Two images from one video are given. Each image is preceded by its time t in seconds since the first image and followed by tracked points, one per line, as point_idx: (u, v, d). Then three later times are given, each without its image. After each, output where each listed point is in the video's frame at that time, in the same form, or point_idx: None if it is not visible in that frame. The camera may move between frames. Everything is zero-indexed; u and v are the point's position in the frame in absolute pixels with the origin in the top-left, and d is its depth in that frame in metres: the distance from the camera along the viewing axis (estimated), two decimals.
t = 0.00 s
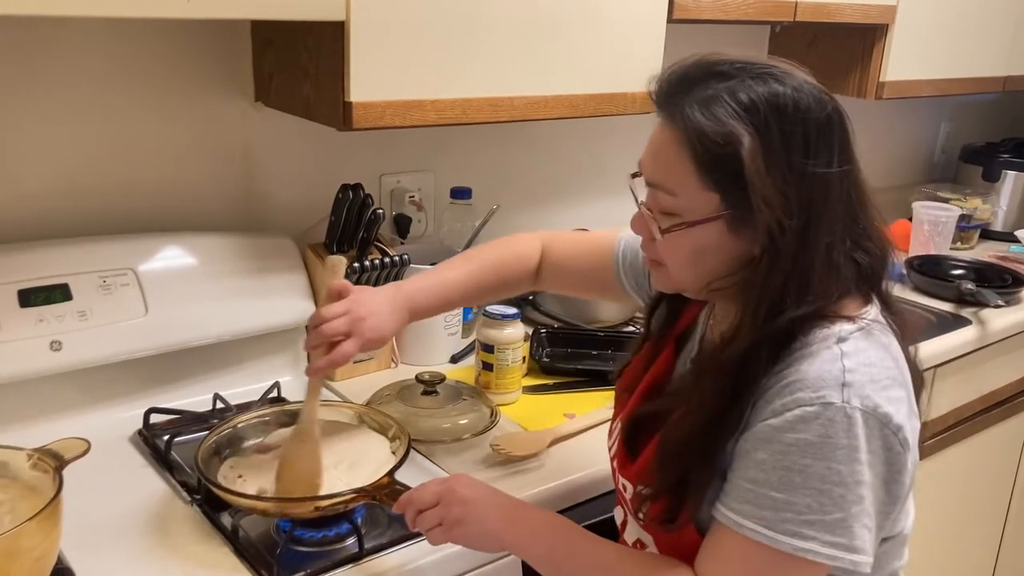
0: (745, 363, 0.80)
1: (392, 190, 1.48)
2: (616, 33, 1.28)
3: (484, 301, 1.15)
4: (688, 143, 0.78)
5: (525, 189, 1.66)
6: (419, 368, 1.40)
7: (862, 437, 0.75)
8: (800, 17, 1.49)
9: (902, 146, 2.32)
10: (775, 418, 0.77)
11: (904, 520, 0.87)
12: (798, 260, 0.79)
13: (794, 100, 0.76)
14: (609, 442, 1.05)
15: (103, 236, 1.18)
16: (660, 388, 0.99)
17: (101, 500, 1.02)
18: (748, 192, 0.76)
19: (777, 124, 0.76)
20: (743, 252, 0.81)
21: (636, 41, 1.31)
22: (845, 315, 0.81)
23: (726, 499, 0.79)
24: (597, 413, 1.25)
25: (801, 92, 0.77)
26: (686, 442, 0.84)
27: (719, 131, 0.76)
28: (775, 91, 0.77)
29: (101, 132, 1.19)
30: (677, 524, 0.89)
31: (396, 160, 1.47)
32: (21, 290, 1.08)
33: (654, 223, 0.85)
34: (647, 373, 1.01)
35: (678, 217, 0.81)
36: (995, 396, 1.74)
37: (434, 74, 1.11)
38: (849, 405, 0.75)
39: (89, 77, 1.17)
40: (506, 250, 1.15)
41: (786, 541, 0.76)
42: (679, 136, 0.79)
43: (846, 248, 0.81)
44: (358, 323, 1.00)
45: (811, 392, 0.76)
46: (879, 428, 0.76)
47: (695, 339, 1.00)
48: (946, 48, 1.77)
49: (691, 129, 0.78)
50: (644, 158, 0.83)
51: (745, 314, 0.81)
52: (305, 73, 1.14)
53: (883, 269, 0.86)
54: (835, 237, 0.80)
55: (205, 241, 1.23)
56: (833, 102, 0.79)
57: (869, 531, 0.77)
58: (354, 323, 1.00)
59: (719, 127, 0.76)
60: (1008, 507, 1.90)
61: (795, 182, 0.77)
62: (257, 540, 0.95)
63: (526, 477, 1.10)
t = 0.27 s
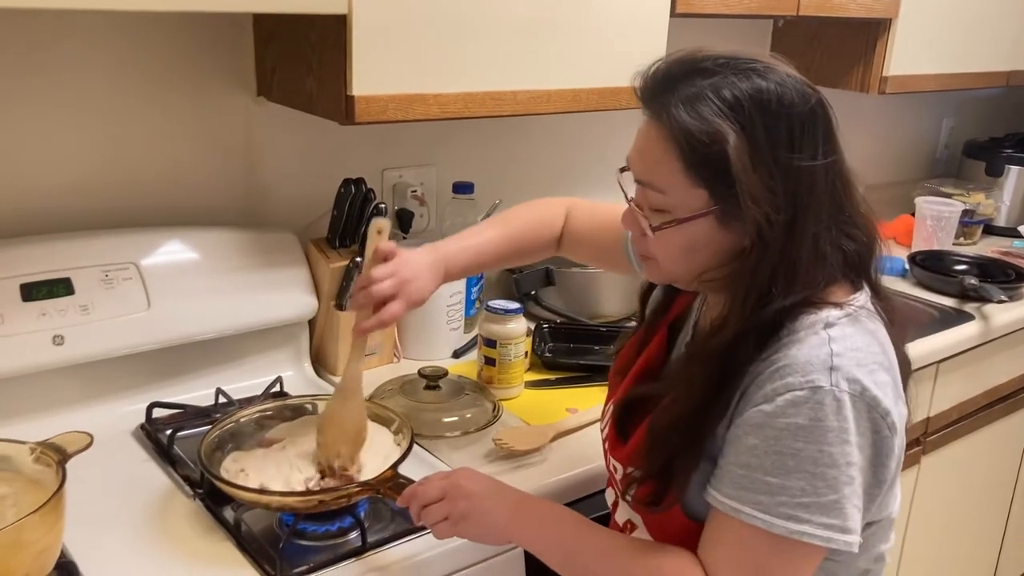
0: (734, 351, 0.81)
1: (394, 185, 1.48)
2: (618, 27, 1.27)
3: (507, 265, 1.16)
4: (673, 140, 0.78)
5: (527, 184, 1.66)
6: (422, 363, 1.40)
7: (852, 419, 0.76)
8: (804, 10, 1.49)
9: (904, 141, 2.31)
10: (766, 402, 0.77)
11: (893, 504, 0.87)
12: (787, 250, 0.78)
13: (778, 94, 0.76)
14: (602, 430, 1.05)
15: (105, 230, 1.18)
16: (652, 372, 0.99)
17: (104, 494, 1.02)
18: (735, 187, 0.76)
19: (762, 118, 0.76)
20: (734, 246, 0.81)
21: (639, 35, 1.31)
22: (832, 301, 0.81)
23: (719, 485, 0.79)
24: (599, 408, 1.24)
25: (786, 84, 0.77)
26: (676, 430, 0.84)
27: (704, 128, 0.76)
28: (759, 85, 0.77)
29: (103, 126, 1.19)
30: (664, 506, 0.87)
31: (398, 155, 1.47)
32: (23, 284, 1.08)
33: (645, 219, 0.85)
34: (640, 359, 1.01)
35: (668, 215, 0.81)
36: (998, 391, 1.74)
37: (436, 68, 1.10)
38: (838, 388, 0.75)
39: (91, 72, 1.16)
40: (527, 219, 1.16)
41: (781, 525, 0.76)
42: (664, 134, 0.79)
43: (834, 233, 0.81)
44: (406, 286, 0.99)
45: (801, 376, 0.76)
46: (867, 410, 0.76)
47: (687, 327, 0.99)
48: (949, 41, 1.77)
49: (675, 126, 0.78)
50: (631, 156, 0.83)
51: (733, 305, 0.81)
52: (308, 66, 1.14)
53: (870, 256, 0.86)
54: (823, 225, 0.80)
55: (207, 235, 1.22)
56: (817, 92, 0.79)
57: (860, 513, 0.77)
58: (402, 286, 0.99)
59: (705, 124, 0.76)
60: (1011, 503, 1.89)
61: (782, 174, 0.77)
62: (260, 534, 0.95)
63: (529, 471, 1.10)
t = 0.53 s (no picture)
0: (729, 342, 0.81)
1: (396, 181, 1.47)
2: (621, 22, 1.27)
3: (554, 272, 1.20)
4: (669, 137, 0.78)
5: (529, 180, 1.66)
6: (424, 359, 1.39)
7: (846, 408, 0.75)
8: (806, 6, 1.48)
9: (907, 137, 2.31)
10: (761, 392, 0.77)
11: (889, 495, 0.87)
12: (784, 242, 0.78)
13: (772, 89, 0.76)
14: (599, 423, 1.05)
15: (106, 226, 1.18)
16: (649, 365, 0.99)
17: (106, 489, 1.02)
18: (733, 183, 0.76)
19: (757, 113, 0.76)
20: (733, 241, 0.80)
21: (641, 30, 1.30)
22: (827, 291, 0.81)
23: (714, 475, 0.79)
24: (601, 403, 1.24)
25: (779, 78, 0.77)
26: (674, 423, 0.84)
27: (700, 125, 0.76)
28: (753, 80, 0.77)
29: (105, 121, 1.19)
30: (663, 497, 0.88)
31: (400, 151, 1.47)
32: (25, 280, 1.08)
33: (642, 216, 0.84)
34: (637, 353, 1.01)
35: (667, 212, 0.81)
36: (1000, 387, 1.73)
37: (438, 62, 1.10)
38: (833, 377, 0.75)
39: (92, 67, 1.16)
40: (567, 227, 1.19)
41: (777, 515, 0.76)
42: (660, 131, 0.79)
43: (828, 223, 0.81)
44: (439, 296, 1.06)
45: (795, 365, 0.76)
46: (862, 399, 0.76)
47: (685, 322, 0.99)
48: (952, 36, 1.76)
49: (670, 124, 0.77)
50: (627, 154, 0.83)
51: (730, 299, 0.81)
52: (309, 61, 1.14)
53: (864, 247, 0.86)
54: (817, 216, 0.80)
55: (209, 230, 1.22)
56: (810, 86, 0.79)
57: (855, 502, 0.77)
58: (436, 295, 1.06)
59: (701, 121, 0.76)
60: (1013, 499, 1.89)
61: (778, 169, 0.77)
62: (262, 530, 0.95)
63: (531, 466, 1.10)
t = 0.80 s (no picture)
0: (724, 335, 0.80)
1: (396, 177, 1.47)
2: (621, 18, 1.27)
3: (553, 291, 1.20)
4: (662, 132, 0.78)
5: (530, 176, 1.65)
6: (424, 356, 1.39)
7: (842, 402, 0.75)
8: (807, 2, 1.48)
9: (909, 133, 2.30)
10: (757, 386, 0.77)
11: (888, 490, 0.87)
12: (779, 234, 0.78)
13: (765, 82, 0.76)
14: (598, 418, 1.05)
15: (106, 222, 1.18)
16: (646, 361, 0.99)
17: (106, 485, 1.02)
18: (728, 177, 0.76)
19: (750, 107, 0.76)
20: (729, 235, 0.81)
21: (641, 26, 1.30)
22: (823, 285, 0.81)
23: (711, 470, 0.79)
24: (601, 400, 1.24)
25: (772, 71, 0.77)
26: (670, 418, 0.84)
27: (693, 119, 0.76)
28: (745, 74, 0.76)
29: (104, 117, 1.19)
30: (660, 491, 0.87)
31: (400, 147, 1.46)
32: (25, 277, 1.08)
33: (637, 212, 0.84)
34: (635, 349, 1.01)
35: (662, 208, 0.81)
36: (1002, 384, 1.73)
37: (438, 59, 1.10)
38: (828, 370, 0.75)
39: (91, 63, 1.16)
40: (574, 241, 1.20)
41: (774, 509, 0.75)
42: (653, 127, 0.78)
43: (822, 215, 0.81)
44: (449, 286, 1.10)
45: (791, 358, 0.76)
46: (859, 392, 0.76)
47: (682, 317, 0.99)
48: (954, 32, 1.76)
49: (663, 119, 0.77)
50: (620, 150, 0.82)
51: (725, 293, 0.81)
52: (308, 58, 1.13)
53: (860, 240, 0.86)
54: (811, 208, 0.80)
55: (209, 227, 1.22)
56: (802, 78, 0.78)
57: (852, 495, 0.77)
58: (448, 287, 1.09)
59: (694, 115, 0.76)
60: (1014, 497, 1.89)
61: (772, 162, 0.77)
62: (261, 527, 0.95)
63: (530, 463, 1.10)
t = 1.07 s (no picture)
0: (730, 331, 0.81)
1: (397, 175, 1.47)
2: (622, 16, 1.27)
3: (548, 314, 1.18)
4: (674, 126, 0.78)
5: (531, 174, 1.65)
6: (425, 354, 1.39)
7: (846, 400, 0.75)
8: (808, 1, 1.48)
9: (910, 131, 2.30)
10: (761, 383, 0.77)
11: (890, 491, 0.87)
12: (786, 231, 0.78)
13: (777, 79, 0.76)
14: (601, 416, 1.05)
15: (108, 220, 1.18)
16: (652, 358, 0.99)
17: (107, 483, 1.02)
18: (739, 174, 0.76)
19: (763, 103, 0.76)
20: (737, 232, 0.80)
21: (642, 24, 1.30)
22: (829, 283, 0.81)
23: (714, 466, 0.79)
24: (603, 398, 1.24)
25: (785, 69, 0.77)
26: (677, 414, 0.84)
27: (706, 115, 0.76)
28: (759, 71, 0.77)
29: (106, 115, 1.19)
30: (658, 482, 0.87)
31: (401, 145, 1.46)
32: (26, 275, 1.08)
33: (646, 207, 0.84)
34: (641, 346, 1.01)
35: (672, 203, 0.81)
36: (1003, 382, 1.73)
37: (439, 57, 1.10)
38: (833, 368, 0.75)
39: (93, 61, 1.16)
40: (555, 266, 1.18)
41: (775, 506, 0.75)
42: (665, 121, 0.78)
43: (830, 214, 0.81)
44: (427, 339, 1.04)
45: (795, 355, 0.76)
46: (863, 391, 0.76)
47: (689, 315, 0.99)
48: (955, 30, 1.75)
49: (675, 113, 0.77)
50: (632, 144, 0.83)
51: (733, 289, 0.81)
52: (310, 55, 1.14)
53: (869, 241, 0.86)
54: (818, 205, 0.80)
55: (210, 225, 1.22)
56: (815, 76, 0.79)
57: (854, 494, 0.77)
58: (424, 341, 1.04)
59: (706, 111, 0.76)
60: (1015, 495, 1.89)
61: (783, 160, 0.77)
62: (264, 524, 0.95)
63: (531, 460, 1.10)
